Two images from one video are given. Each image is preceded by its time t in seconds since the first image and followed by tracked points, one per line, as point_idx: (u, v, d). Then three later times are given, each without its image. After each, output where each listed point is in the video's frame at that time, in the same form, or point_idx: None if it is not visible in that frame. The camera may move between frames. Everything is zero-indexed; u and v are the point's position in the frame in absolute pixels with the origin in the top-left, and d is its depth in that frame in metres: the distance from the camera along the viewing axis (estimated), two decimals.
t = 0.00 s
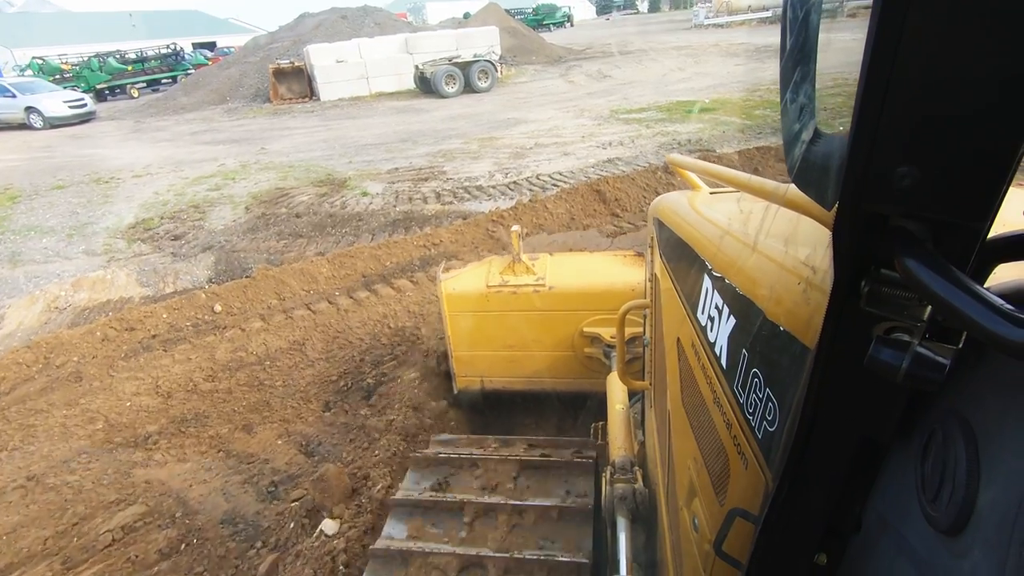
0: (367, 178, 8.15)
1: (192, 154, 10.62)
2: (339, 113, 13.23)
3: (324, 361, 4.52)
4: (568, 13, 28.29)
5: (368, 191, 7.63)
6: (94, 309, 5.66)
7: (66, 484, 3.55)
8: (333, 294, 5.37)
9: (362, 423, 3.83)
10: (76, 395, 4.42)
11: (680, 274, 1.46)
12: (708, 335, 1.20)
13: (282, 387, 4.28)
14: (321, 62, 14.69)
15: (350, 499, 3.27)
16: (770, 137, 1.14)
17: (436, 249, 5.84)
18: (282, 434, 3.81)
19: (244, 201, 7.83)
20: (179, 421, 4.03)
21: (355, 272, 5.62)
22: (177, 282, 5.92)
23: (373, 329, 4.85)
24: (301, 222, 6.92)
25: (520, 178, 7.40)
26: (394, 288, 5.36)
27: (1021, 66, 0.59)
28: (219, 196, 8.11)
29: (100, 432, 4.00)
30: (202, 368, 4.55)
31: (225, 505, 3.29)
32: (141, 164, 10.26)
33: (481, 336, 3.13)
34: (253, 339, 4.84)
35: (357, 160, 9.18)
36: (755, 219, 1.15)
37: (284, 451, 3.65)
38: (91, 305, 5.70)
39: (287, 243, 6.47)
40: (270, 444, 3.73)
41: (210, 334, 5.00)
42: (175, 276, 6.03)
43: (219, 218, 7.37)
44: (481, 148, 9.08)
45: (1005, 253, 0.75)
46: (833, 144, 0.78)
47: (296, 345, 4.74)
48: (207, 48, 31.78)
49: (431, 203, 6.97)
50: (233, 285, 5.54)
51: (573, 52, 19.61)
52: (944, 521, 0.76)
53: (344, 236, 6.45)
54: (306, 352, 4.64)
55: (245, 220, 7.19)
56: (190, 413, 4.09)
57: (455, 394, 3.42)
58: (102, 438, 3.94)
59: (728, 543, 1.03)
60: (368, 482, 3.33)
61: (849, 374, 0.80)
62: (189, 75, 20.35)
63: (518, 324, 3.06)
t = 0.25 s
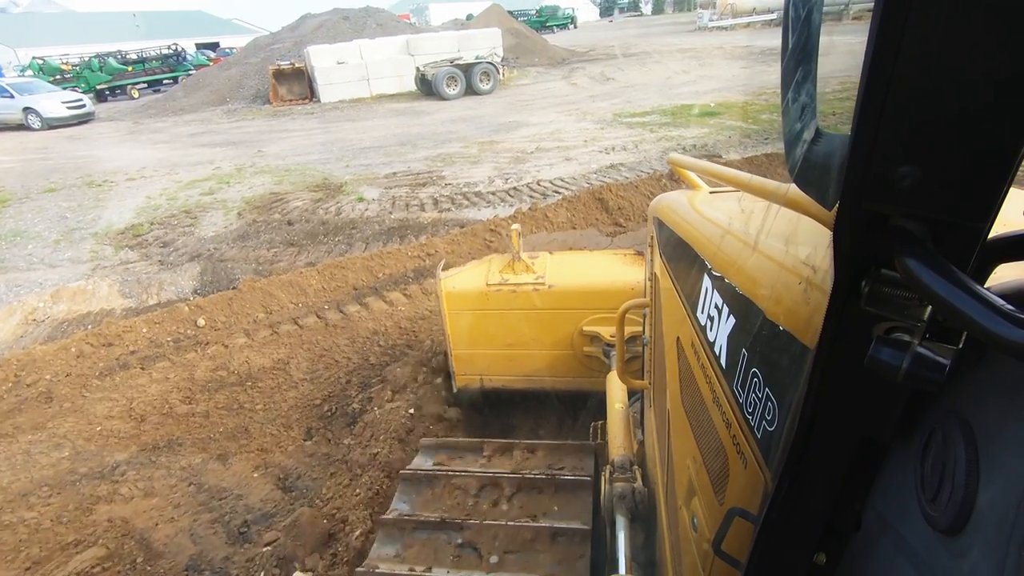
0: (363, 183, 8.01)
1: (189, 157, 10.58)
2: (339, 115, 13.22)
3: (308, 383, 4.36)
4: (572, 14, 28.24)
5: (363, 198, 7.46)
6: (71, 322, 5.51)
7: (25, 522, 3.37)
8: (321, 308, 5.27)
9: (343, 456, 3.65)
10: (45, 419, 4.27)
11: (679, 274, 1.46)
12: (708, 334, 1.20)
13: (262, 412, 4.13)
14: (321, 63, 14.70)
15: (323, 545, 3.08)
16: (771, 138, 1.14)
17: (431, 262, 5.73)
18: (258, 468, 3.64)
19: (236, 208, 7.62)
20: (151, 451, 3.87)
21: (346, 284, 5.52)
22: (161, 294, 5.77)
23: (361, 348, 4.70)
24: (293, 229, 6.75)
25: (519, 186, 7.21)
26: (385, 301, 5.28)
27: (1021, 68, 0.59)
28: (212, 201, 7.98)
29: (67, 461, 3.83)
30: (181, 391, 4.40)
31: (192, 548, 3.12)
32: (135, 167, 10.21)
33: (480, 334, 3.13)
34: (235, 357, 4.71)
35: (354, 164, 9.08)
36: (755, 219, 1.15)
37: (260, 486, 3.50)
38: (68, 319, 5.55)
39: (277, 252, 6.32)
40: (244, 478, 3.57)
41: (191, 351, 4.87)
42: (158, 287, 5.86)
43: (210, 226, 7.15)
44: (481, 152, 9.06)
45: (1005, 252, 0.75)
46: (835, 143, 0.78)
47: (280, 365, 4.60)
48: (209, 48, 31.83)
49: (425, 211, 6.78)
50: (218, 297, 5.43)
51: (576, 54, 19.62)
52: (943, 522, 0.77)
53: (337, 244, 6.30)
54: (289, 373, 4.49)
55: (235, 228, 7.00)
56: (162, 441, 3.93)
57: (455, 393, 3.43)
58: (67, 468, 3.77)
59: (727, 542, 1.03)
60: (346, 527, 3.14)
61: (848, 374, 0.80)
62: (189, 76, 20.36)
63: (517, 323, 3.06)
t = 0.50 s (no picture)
0: (361, 188, 7.88)
1: (185, 160, 10.52)
2: (339, 117, 13.20)
3: (290, 409, 4.07)
4: (576, 16, 28.17)
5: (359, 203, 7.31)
6: (46, 338, 5.21)
7: None
8: (308, 323, 4.97)
9: (317, 496, 3.40)
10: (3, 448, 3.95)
11: (680, 275, 1.46)
12: (709, 336, 1.20)
13: (238, 443, 3.84)
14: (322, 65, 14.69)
15: None
16: (772, 139, 1.14)
17: (424, 275, 5.45)
18: (225, 508, 3.36)
19: (227, 214, 7.42)
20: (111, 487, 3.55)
21: (334, 298, 5.23)
22: (142, 307, 5.47)
23: (347, 370, 4.40)
24: (284, 239, 6.48)
25: (519, 193, 7.06)
26: (375, 317, 4.97)
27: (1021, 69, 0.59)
28: (204, 205, 7.82)
29: (22, 498, 3.52)
30: (154, 416, 4.11)
31: None
32: (129, 171, 10.14)
33: (480, 334, 3.13)
34: (213, 379, 4.42)
35: (351, 168, 8.99)
36: (757, 220, 1.15)
37: (229, 530, 3.21)
38: (44, 334, 5.26)
39: (267, 262, 6.00)
40: (211, 519, 3.29)
41: (169, 371, 4.57)
42: (140, 300, 5.56)
43: (201, 232, 6.94)
44: (482, 156, 9.03)
45: (1006, 254, 0.75)
46: (836, 144, 0.78)
47: (261, 388, 4.29)
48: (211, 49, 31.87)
49: (421, 220, 6.55)
50: (200, 312, 5.15)
51: (580, 55, 19.61)
52: (943, 524, 0.76)
53: (328, 255, 6.01)
54: (270, 397, 4.19)
55: (226, 234, 6.78)
56: (126, 476, 3.63)
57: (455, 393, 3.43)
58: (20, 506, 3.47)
59: (727, 543, 1.03)
60: None
61: (849, 375, 0.80)
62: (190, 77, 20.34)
63: (517, 322, 3.06)
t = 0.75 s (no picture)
0: (357, 194, 7.85)
1: (179, 165, 10.48)
2: (338, 120, 13.19)
3: (268, 441, 3.76)
4: (578, 17, 28.16)
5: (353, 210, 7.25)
6: (17, 355, 5.03)
7: None
8: (293, 342, 4.65)
9: (293, 541, 3.11)
10: None
11: (681, 276, 1.46)
12: (709, 337, 1.20)
13: (209, 479, 3.52)
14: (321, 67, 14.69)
15: None
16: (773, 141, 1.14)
17: (417, 289, 5.16)
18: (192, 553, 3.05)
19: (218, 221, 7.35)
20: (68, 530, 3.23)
21: (321, 314, 4.94)
22: (120, 323, 5.30)
23: (332, 395, 4.08)
24: (271, 249, 6.31)
25: (519, 199, 7.03)
26: (364, 336, 4.66)
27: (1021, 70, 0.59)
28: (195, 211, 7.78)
29: None
30: (122, 446, 3.79)
31: None
32: (122, 175, 10.10)
33: (481, 334, 3.13)
34: (188, 405, 4.09)
35: (347, 173, 8.97)
36: (757, 221, 1.15)
37: None
38: (15, 352, 5.07)
39: (253, 275, 5.81)
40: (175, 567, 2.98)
41: (142, 394, 4.26)
42: (118, 315, 5.40)
43: (189, 240, 6.84)
44: (482, 160, 9.02)
45: (1006, 256, 0.75)
46: (837, 146, 0.78)
47: (239, 415, 3.98)
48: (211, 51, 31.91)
49: (415, 230, 6.41)
50: (180, 329, 4.86)
51: (581, 57, 19.63)
52: (944, 526, 0.76)
53: (317, 267, 5.83)
54: (248, 426, 3.89)
55: (215, 243, 6.68)
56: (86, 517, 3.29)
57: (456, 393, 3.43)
58: None
59: (728, 545, 1.03)
60: None
61: (848, 377, 0.80)
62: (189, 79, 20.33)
63: (517, 322, 3.06)
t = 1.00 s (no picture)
0: (351, 200, 7.82)
1: (172, 170, 10.45)
2: (337, 123, 13.19)
3: (240, 477, 3.52)
4: (580, 18, 28.14)
5: (347, 216, 7.21)
6: None
7: None
8: (274, 364, 4.43)
9: None
10: None
11: (681, 278, 1.46)
12: (710, 339, 1.20)
13: (173, 522, 3.26)
14: (319, 68, 14.67)
15: None
16: (773, 143, 1.14)
17: (406, 307, 4.95)
18: None
19: (207, 227, 7.31)
20: None
21: (306, 334, 4.72)
22: (95, 341, 5.14)
23: (311, 425, 3.86)
24: (258, 261, 6.16)
25: (517, 207, 6.99)
26: (348, 357, 4.45)
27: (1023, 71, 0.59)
28: (184, 218, 7.72)
29: None
30: (81, 482, 3.54)
31: None
32: (114, 180, 10.05)
33: (481, 334, 3.13)
34: (157, 437, 3.86)
35: (342, 178, 8.96)
36: (758, 223, 1.15)
37: None
38: None
39: (237, 289, 5.65)
40: None
41: (110, 422, 4.03)
42: (93, 333, 5.25)
43: (177, 248, 6.73)
44: (480, 165, 9.01)
45: (1007, 259, 0.75)
46: (838, 148, 0.78)
47: (210, 448, 3.75)
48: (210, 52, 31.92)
49: (407, 241, 6.27)
50: (156, 348, 4.62)
51: (583, 58, 19.64)
52: (944, 530, 0.76)
53: (305, 280, 5.71)
54: (219, 459, 3.66)
55: (201, 253, 6.55)
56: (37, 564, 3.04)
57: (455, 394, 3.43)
58: None
59: (728, 547, 1.03)
60: None
61: (849, 380, 0.80)
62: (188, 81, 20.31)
63: (518, 322, 3.06)
